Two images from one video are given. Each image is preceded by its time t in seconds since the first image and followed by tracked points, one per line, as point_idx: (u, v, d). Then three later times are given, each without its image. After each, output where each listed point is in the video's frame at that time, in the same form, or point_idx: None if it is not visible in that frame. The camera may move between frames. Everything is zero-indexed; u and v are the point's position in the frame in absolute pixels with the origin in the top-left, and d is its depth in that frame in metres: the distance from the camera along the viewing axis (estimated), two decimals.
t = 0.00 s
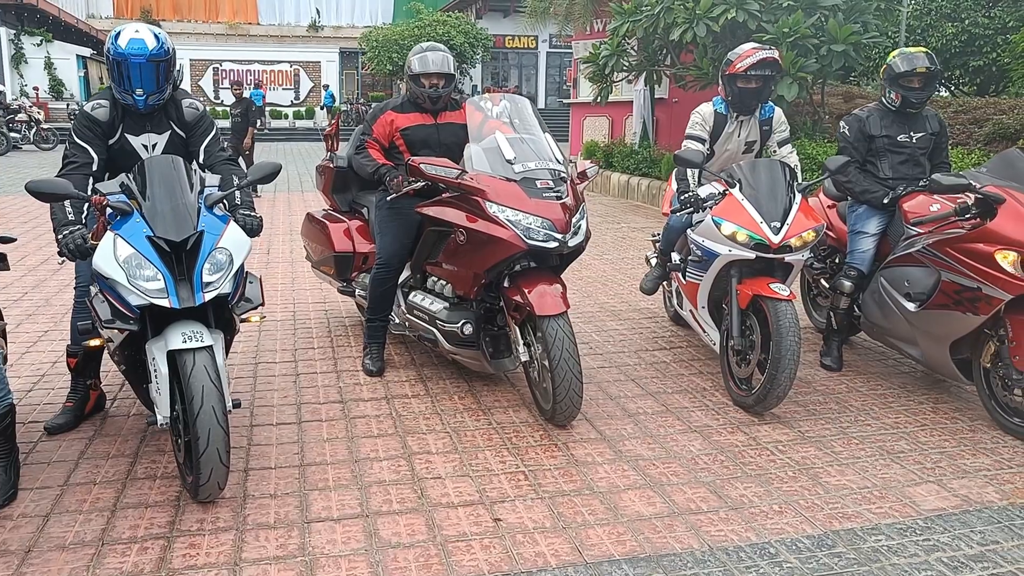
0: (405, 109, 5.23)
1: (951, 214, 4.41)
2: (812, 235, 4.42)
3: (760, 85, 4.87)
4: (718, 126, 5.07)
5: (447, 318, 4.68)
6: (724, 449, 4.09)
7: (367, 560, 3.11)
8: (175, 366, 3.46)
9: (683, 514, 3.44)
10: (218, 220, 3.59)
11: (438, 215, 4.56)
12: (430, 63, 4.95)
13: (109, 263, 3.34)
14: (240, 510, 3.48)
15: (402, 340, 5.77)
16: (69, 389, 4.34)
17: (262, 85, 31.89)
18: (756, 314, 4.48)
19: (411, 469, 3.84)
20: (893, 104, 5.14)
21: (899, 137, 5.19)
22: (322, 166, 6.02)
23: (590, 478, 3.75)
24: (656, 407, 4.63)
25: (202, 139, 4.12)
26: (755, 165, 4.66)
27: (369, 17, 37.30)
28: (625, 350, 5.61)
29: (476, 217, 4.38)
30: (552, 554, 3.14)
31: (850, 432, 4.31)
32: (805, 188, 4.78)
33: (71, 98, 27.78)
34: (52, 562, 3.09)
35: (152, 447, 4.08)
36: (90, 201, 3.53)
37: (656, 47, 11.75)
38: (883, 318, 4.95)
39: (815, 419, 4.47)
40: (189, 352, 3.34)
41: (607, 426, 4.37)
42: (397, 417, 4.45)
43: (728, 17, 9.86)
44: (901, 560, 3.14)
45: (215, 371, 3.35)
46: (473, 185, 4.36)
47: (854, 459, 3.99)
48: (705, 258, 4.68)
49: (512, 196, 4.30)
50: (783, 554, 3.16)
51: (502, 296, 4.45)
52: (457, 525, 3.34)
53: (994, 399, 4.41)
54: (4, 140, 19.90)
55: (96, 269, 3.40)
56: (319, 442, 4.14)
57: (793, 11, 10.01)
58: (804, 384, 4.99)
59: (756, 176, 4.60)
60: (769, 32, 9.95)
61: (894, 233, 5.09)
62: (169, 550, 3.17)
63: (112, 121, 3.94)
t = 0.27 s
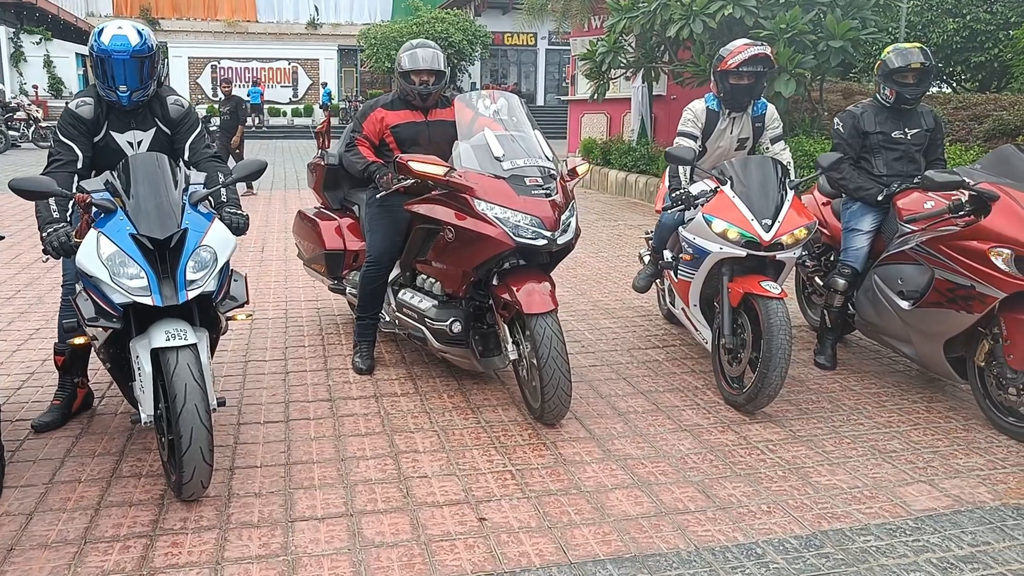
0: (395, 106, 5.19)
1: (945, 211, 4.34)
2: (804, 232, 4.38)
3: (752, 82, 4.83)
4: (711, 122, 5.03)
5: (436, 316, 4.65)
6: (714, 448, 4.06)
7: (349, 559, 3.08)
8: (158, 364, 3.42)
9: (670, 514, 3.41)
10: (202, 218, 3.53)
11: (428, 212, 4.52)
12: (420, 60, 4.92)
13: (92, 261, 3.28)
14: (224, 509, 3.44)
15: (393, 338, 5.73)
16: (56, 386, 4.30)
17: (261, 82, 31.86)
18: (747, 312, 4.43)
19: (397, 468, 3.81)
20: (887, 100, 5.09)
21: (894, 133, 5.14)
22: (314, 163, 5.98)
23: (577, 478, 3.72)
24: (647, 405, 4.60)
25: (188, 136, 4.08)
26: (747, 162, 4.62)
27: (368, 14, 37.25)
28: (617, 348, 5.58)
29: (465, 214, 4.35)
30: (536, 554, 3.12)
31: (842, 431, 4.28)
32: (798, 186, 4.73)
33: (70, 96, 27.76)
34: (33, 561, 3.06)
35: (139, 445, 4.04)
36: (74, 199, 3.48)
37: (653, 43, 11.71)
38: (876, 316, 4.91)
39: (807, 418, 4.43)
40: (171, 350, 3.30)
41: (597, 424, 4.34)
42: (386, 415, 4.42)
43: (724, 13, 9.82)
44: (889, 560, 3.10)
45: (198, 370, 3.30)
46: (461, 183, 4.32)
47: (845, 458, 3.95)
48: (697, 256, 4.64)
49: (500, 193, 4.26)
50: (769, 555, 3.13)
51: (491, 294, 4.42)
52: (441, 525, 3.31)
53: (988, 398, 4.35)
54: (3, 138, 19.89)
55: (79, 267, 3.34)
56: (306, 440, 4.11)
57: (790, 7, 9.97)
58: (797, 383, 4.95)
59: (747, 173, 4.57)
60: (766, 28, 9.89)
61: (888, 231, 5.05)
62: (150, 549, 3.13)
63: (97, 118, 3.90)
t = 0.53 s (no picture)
0: (393, 104, 5.18)
1: (947, 208, 4.27)
2: (803, 229, 4.34)
3: (751, 78, 4.79)
4: (710, 120, 5.00)
5: (433, 314, 4.64)
6: (710, 447, 4.03)
7: (339, 557, 3.07)
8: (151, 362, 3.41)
9: (664, 513, 3.39)
10: (195, 216, 3.53)
11: (424, 210, 4.50)
12: (417, 57, 4.91)
13: (85, 260, 3.27)
14: (217, 507, 3.42)
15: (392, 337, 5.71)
16: (54, 383, 4.30)
17: (269, 82, 31.95)
18: (746, 310, 4.40)
19: (391, 466, 3.80)
20: (889, 96, 5.04)
21: (896, 130, 5.08)
22: (313, 162, 5.98)
23: (572, 477, 3.71)
24: (645, 404, 4.57)
25: (183, 134, 4.08)
26: (745, 159, 4.58)
27: (377, 14, 37.32)
28: (617, 346, 5.55)
29: (461, 212, 4.33)
30: (527, 553, 3.10)
31: (841, 430, 4.23)
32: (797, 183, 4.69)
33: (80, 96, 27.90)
34: (24, 557, 3.05)
35: (135, 442, 4.03)
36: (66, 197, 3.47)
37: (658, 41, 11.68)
38: (878, 315, 4.84)
39: (806, 417, 4.39)
40: (163, 348, 3.29)
41: (594, 423, 4.32)
42: (382, 414, 4.41)
43: (729, 10, 9.78)
44: (884, 561, 3.07)
45: (190, 367, 3.29)
46: (457, 180, 4.30)
47: (844, 458, 3.91)
48: (695, 254, 4.61)
49: (496, 190, 4.25)
50: (762, 555, 3.10)
51: (488, 292, 4.40)
52: (433, 523, 3.30)
53: (991, 397, 4.27)
54: (13, 138, 20.01)
55: (71, 265, 3.34)
56: (301, 439, 4.10)
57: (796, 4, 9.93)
58: (797, 382, 4.91)
59: (746, 170, 4.53)
60: (772, 24, 9.81)
61: (890, 228, 5.00)
62: (142, 546, 3.11)
63: (92, 118, 3.91)
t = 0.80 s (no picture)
0: (392, 104, 5.18)
1: (948, 207, 4.21)
2: (803, 228, 4.30)
3: (751, 77, 4.75)
4: (710, 118, 4.97)
5: (430, 314, 4.63)
6: (707, 448, 4.00)
7: (330, 556, 3.07)
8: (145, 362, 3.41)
9: (657, 514, 3.37)
10: (188, 215, 3.53)
11: (421, 210, 4.50)
12: (415, 56, 4.91)
13: (78, 260, 3.28)
14: (211, 506, 3.42)
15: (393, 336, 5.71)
16: (54, 383, 4.31)
17: (281, 83, 32.08)
18: (745, 309, 4.37)
19: (386, 466, 3.80)
20: (892, 94, 4.98)
21: (899, 127, 5.02)
22: (315, 162, 5.99)
23: (566, 477, 3.69)
24: (643, 404, 4.55)
25: (180, 135, 4.10)
26: (745, 158, 4.53)
27: (388, 15, 37.41)
28: (618, 346, 5.53)
29: (457, 212, 4.32)
30: (518, 553, 3.09)
31: (841, 431, 4.19)
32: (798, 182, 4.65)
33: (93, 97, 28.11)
34: (17, 555, 3.05)
35: (132, 441, 4.04)
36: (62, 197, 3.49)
37: (666, 40, 11.65)
38: (880, 315, 4.79)
39: (806, 418, 4.36)
40: (156, 348, 3.29)
41: (591, 423, 4.30)
42: (379, 414, 4.40)
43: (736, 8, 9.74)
44: (878, 563, 3.04)
45: (183, 366, 3.29)
46: (453, 180, 4.30)
47: (842, 459, 3.88)
48: (694, 254, 4.58)
49: (492, 190, 4.24)
50: (755, 556, 3.07)
51: (485, 292, 4.39)
52: (425, 523, 3.29)
53: (993, 398, 4.21)
54: (27, 139, 20.17)
55: (66, 265, 3.35)
56: (297, 438, 4.10)
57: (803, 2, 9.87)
58: (798, 382, 4.87)
59: (745, 169, 4.49)
60: (779, 23, 9.77)
61: (893, 228, 4.94)
62: (135, 545, 3.11)
63: (90, 119, 3.93)
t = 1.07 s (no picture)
0: (385, 104, 5.19)
1: (940, 207, 4.19)
2: (793, 228, 4.29)
3: (743, 76, 4.74)
4: (703, 118, 4.96)
5: (421, 314, 4.63)
6: (697, 448, 3.99)
7: (314, 556, 3.06)
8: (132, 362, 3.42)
9: (644, 515, 3.37)
10: (176, 216, 3.54)
11: (412, 210, 4.50)
12: (407, 56, 4.91)
13: (65, 261, 3.29)
14: (198, 505, 3.42)
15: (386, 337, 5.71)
16: (46, 383, 4.32)
17: (284, 83, 32.14)
18: (736, 310, 4.36)
19: (375, 466, 3.80)
20: (885, 93, 4.97)
21: (893, 127, 5.00)
22: (309, 163, 6.00)
23: (554, 477, 3.69)
24: (635, 404, 4.54)
25: (170, 137, 4.10)
26: (736, 159, 4.53)
27: (392, 15, 37.45)
28: (611, 346, 5.53)
29: (447, 212, 4.33)
30: (502, 553, 3.09)
31: (832, 432, 4.18)
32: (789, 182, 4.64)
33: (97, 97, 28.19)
34: (4, 554, 3.06)
35: (123, 441, 4.05)
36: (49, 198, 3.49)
37: (666, 39, 11.64)
38: (873, 315, 4.77)
39: (797, 418, 4.35)
40: (143, 348, 3.30)
41: (581, 423, 4.30)
42: (370, 414, 4.41)
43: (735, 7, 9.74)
44: (864, 564, 3.03)
45: (169, 367, 3.30)
46: (443, 180, 4.30)
47: (831, 459, 3.87)
48: (686, 254, 4.57)
49: (482, 190, 4.24)
50: (740, 557, 3.07)
51: (475, 292, 4.39)
52: (411, 523, 3.29)
53: (985, 399, 4.18)
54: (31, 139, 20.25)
55: (53, 266, 3.35)
56: (287, 438, 4.11)
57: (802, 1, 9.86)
58: (791, 382, 4.86)
59: (736, 169, 4.48)
60: (778, 22, 9.76)
61: (886, 227, 4.93)
62: (120, 545, 3.12)
63: (80, 120, 3.94)
